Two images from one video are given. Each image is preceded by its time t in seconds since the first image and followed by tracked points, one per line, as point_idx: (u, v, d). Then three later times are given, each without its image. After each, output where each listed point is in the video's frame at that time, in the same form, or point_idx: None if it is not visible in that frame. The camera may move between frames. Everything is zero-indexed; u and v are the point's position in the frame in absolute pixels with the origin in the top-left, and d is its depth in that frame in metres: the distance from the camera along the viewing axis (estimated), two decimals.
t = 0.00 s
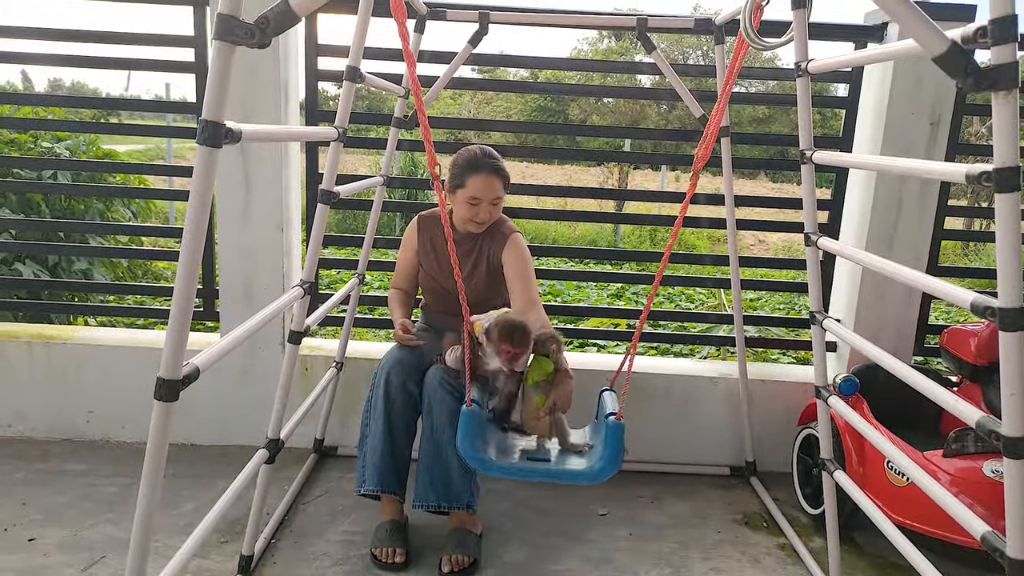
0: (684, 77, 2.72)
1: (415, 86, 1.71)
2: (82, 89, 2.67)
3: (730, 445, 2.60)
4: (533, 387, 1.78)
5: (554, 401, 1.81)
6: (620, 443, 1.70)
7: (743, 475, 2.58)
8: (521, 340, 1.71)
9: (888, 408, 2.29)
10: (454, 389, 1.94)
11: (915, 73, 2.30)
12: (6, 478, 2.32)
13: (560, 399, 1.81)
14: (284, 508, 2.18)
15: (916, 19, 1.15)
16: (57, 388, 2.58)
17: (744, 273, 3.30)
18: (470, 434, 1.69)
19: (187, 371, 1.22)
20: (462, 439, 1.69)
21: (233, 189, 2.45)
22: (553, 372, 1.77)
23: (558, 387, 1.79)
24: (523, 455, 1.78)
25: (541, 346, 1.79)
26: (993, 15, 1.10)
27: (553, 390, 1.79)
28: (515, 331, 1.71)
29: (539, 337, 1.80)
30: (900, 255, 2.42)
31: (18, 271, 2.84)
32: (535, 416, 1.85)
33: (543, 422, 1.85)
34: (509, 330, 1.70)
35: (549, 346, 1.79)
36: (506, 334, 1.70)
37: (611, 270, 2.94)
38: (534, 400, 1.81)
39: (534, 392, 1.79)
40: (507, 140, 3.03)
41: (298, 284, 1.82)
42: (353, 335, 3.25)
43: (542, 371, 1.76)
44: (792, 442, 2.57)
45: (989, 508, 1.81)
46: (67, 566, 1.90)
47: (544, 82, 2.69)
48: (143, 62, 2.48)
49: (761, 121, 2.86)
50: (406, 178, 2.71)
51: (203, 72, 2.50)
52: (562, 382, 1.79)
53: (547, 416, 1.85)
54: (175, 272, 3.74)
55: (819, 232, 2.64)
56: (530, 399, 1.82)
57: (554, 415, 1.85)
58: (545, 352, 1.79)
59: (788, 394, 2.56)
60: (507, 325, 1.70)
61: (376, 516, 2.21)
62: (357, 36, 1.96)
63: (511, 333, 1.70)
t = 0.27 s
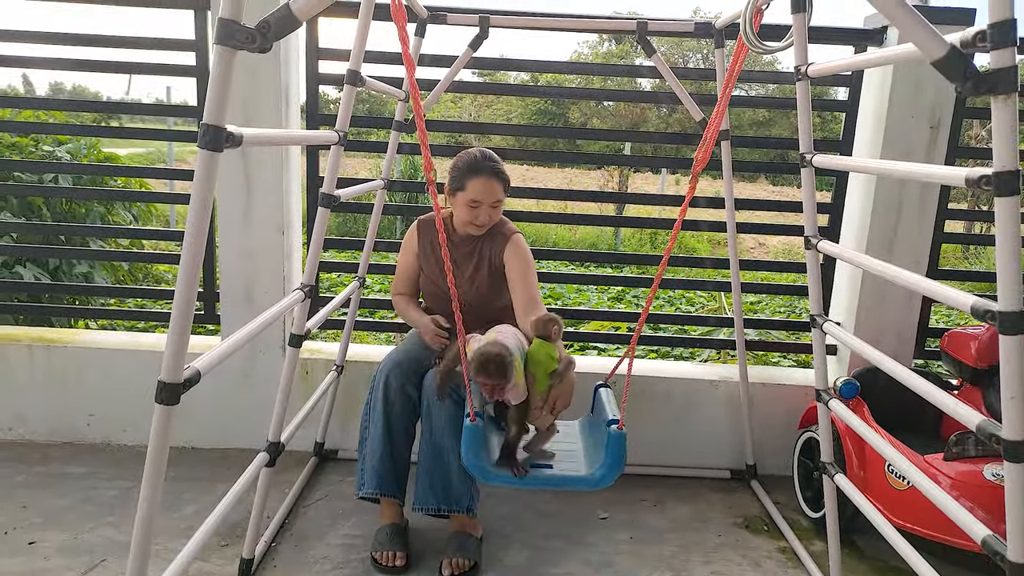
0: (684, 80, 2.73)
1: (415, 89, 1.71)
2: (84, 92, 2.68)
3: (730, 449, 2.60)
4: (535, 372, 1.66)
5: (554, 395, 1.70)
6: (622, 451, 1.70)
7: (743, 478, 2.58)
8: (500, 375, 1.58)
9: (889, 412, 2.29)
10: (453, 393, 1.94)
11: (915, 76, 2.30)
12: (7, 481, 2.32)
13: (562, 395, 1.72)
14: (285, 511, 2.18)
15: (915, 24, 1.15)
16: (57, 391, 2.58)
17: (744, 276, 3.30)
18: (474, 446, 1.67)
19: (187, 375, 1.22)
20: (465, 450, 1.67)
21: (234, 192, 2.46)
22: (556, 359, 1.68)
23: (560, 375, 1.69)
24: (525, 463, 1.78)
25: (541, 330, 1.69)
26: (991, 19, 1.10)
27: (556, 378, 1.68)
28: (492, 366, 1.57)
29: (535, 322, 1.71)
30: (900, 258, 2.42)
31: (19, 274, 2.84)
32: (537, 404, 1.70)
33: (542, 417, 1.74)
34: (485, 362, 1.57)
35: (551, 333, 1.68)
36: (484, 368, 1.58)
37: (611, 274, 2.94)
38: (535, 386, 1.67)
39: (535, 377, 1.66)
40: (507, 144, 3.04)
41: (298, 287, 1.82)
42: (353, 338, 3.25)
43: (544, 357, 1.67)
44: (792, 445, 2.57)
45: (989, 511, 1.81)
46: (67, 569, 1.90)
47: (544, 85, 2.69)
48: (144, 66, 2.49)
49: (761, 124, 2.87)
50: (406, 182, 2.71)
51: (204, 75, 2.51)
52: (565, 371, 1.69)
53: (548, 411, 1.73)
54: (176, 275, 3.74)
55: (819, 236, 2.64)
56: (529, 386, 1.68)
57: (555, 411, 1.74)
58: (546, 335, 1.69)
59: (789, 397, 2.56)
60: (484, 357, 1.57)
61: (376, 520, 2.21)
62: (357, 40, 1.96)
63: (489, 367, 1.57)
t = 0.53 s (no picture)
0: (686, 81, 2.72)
1: (416, 91, 1.71)
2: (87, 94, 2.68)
3: (733, 450, 2.60)
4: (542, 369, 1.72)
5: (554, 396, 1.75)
6: (618, 459, 1.70)
7: (746, 479, 2.58)
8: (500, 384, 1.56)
9: (892, 414, 2.29)
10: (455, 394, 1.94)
11: (918, 77, 2.30)
12: (10, 482, 2.32)
13: (559, 399, 1.77)
14: (288, 512, 2.18)
15: (918, 24, 1.15)
16: (61, 392, 2.59)
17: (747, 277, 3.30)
18: (470, 455, 1.69)
19: (190, 377, 1.22)
20: (461, 459, 1.69)
21: (237, 194, 2.46)
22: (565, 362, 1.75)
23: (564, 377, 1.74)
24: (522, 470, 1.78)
25: (563, 334, 1.80)
26: (995, 20, 1.10)
27: (561, 379, 1.74)
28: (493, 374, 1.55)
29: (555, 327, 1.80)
30: (904, 259, 2.41)
31: (23, 275, 2.85)
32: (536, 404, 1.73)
33: (540, 419, 1.77)
34: (486, 369, 1.55)
35: (570, 335, 1.79)
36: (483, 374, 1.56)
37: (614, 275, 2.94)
38: (540, 383, 1.71)
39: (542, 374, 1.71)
40: (509, 145, 3.04)
41: (300, 288, 1.82)
42: (356, 339, 3.25)
43: (554, 356, 1.74)
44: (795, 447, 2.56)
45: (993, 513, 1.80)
46: (70, 571, 1.90)
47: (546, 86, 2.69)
48: (147, 68, 2.49)
49: (763, 126, 2.88)
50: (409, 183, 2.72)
51: (207, 77, 2.51)
52: (570, 375, 1.75)
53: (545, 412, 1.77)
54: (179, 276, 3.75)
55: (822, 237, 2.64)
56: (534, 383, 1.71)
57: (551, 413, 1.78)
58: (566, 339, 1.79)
59: (791, 398, 2.56)
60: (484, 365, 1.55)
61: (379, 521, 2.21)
62: (360, 42, 1.96)
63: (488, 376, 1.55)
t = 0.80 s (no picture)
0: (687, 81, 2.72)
1: (417, 91, 1.71)
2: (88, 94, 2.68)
3: (734, 450, 2.60)
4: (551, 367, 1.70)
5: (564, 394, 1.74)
6: (624, 458, 1.69)
7: (747, 479, 2.57)
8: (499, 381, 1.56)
9: (893, 415, 2.28)
10: (456, 394, 1.94)
11: (919, 77, 2.30)
12: (11, 482, 2.33)
13: (569, 397, 1.76)
14: (288, 512, 2.18)
15: (920, 24, 1.14)
16: (62, 392, 2.59)
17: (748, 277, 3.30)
18: (475, 452, 1.67)
19: (191, 377, 1.22)
20: (467, 457, 1.67)
21: (237, 193, 2.46)
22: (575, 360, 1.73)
23: (574, 375, 1.73)
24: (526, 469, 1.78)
25: (572, 335, 1.75)
26: (997, 20, 1.10)
27: (570, 377, 1.72)
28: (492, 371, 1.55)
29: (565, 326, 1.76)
30: (905, 260, 2.41)
31: (23, 275, 2.85)
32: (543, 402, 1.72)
33: (546, 417, 1.77)
34: (484, 361, 1.55)
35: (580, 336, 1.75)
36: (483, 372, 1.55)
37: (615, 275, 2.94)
38: (548, 380, 1.70)
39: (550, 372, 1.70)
40: (510, 145, 3.04)
41: (301, 288, 1.82)
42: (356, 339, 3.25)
43: (564, 356, 1.72)
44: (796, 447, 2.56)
45: (994, 514, 1.80)
46: (71, 570, 1.90)
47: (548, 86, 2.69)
48: (148, 68, 2.49)
49: (765, 126, 2.88)
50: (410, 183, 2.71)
51: (208, 77, 2.51)
52: (579, 374, 1.74)
53: (553, 411, 1.76)
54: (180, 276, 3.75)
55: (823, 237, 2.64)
56: (541, 381, 1.70)
57: (559, 412, 1.77)
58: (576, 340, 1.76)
59: (792, 398, 2.56)
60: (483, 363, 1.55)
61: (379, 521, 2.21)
62: (361, 41, 1.96)
63: (485, 373, 1.55)
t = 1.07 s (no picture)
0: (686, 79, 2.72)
1: (415, 88, 1.71)
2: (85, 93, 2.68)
3: (733, 448, 2.59)
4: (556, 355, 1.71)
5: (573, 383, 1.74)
6: (621, 455, 1.69)
7: (746, 476, 2.57)
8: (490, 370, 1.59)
9: (892, 411, 2.29)
10: (455, 392, 1.94)
11: (919, 74, 2.29)
12: (10, 480, 2.32)
13: (579, 387, 1.75)
14: (287, 510, 2.18)
15: (919, 20, 1.14)
16: (61, 390, 2.59)
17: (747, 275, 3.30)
18: (472, 447, 1.67)
19: (188, 375, 1.22)
20: (463, 452, 1.66)
21: (236, 191, 2.46)
22: (581, 347, 1.72)
23: (582, 364, 1.72)
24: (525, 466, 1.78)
25: (577, 322, 1.74)
26: (996, 15, 1.09)
27: (578, 365, 1.71)
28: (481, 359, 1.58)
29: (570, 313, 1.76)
30: (904, 256, 2.41)
31: (22, 274, 2.84)
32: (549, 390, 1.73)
33: (555, 408, 1.77)
34: (474, 346, 1.59)
35: (587, 325, 1.74)
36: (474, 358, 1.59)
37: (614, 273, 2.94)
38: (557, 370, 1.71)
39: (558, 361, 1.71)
40: (509, 142, 3.04)
41: (300, 286, 1.82)
42: (355, 337, 3.25)
43: (570, 344, 1.71)
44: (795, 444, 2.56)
45: (994, 510, 1.80)
46: (69, 569, 1.90)
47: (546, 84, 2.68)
48: (145, 66, 2.49)
49: (764, 123, 2.87)
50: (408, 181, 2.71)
51: (206, 75, 2.51)
52: (587, 361, 1.72)
53: (561, 401, 1.76)
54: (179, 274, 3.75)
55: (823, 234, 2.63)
56: (550, 370, 1.71)
57: (568, 402, 1.77)
58: (582, 328, 1.74)
59: (792, 396, 2.56)
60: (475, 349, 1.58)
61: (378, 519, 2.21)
62: (359, 39, 1.95)
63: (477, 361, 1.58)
